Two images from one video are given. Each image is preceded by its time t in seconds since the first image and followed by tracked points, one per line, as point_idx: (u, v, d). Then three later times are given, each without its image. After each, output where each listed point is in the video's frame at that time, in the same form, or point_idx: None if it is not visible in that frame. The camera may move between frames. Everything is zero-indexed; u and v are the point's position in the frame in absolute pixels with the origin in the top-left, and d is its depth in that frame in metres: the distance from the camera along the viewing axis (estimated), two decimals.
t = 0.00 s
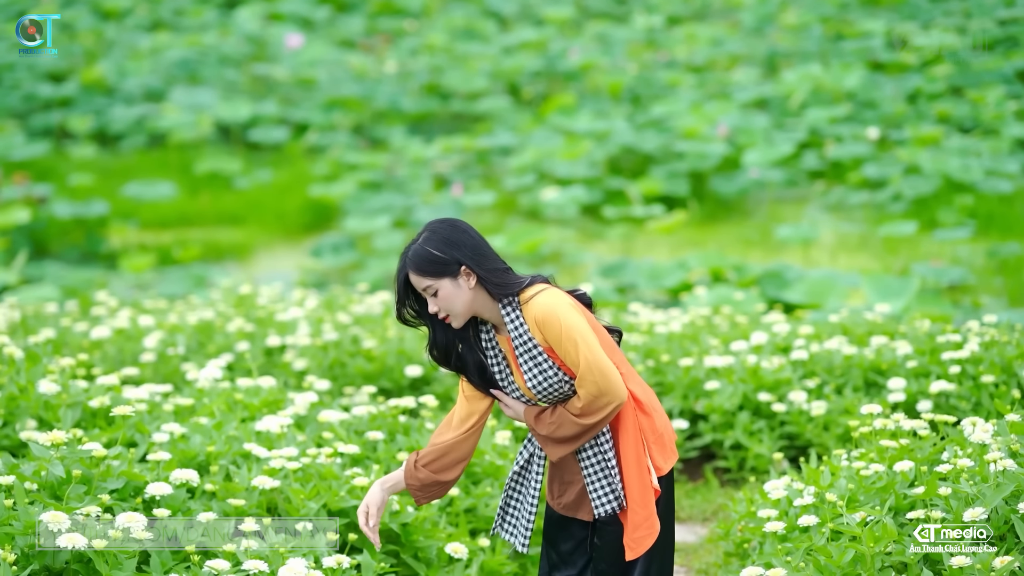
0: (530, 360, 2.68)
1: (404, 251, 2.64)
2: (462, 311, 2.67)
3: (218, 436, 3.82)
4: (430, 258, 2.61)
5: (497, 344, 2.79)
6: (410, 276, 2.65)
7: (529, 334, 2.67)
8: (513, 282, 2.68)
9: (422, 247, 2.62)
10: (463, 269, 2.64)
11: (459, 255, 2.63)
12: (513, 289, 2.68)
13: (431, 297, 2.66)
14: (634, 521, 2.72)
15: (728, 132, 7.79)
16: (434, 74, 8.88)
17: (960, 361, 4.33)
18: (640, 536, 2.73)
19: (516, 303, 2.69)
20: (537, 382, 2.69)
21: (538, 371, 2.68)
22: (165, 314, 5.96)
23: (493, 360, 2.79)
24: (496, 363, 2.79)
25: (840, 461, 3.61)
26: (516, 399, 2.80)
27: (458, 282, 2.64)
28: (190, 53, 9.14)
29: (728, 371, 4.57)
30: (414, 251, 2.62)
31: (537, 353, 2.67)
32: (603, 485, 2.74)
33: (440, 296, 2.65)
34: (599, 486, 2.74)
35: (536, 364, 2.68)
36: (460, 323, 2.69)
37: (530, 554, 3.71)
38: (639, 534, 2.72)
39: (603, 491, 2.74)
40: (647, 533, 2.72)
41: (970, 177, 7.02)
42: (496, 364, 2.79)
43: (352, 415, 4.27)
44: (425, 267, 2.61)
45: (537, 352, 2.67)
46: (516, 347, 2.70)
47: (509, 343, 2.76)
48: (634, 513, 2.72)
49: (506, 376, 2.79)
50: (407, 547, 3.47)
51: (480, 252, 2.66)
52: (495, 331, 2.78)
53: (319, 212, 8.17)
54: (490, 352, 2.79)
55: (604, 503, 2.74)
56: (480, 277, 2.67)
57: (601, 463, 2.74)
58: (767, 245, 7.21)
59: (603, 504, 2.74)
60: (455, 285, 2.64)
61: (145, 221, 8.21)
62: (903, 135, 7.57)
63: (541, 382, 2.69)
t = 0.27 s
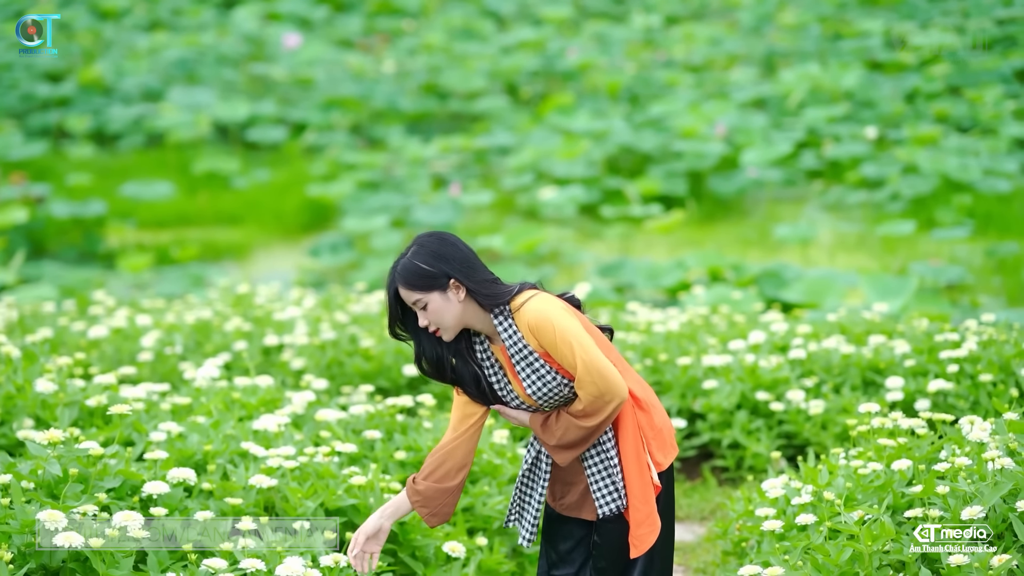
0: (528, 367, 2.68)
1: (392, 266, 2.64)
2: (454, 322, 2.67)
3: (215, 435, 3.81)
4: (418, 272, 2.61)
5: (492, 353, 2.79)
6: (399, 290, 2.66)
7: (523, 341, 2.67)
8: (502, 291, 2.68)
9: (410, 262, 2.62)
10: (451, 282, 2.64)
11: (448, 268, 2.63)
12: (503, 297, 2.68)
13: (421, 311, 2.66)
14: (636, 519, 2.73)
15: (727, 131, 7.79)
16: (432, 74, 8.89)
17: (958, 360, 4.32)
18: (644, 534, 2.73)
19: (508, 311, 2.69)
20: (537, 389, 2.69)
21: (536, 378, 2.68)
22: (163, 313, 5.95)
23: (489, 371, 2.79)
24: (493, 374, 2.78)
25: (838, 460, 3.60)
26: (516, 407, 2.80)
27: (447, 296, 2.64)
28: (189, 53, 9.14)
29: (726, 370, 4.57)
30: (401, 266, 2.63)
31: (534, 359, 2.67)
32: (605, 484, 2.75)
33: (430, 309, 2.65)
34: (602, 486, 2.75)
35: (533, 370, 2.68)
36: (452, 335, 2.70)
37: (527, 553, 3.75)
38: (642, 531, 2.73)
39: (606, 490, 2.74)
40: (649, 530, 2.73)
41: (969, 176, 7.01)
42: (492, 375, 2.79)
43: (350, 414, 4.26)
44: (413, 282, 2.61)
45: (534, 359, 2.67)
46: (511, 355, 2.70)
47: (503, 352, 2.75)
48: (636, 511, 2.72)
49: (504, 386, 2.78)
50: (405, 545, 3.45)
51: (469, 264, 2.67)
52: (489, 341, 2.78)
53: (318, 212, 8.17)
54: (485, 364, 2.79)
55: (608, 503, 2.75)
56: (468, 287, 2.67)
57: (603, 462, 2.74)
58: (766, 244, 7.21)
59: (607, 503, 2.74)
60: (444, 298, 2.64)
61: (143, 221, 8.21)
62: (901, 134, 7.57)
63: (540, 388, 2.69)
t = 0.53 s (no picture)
0: (528, 372, 2.68)
1: (386, 277, 2.63)
2: (451, 330, 2.67)
3: (216, 433, 3.81)
4: (413, 282, 2.60)
5: (490, 360, 2.78)
6: (395, 300, 2.66)
7: (522, 347, 2.67)
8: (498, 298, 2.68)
9: (404, 272, 2.62)
10: (447, 291, 2.64)
11: (443, 277, 2.63)
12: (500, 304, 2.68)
13: (417, 321, 2.66)
14: (638, 517, 2.72)
15: (728, 131, 7.79)
16: (433, 73, 8.89)
17: (959, 359, 4.32)
18: (646, 531, 2.73)
19: (505, 318, 2.69)
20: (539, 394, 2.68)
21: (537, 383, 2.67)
22: (164, 312, 5.96)
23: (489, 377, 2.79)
24: (493, 381, 2.80)
25: (839, 459, 3.59)
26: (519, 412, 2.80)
27: (443, 305, 2.64)
28: (190, 53, 9.14)
29: (727, 369, 4.57)
30: (396, 277, 2.62)
31: (534, 365, 2.67)
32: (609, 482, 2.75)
33: (426, 319, 2.65)
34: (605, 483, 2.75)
35: (533, 375, 2.68)
36: (450, 343, 2.69)
37: (529, 551, 3.76)
38: (645, 529, 2.72)
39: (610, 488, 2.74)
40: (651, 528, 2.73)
41: (970, 176, 7.00)
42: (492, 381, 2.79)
43: (351, 413, 4.26)
44: (408, 292, 2.61)
45: (534, 364, 2.67)
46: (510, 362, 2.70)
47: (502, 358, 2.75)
48: (638, 508, 2.72)
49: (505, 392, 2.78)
50: (406, 543, 3.42)
51: (463, 272, 2.67)
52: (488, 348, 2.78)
53: (319, 211, 8.17)
54: (485, 370, 2.79)
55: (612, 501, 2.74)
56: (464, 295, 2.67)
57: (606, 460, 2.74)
58: (767, 244, 7.21)
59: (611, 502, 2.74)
60: (440, 307, 2.64)
61: (144, 220, 8.22)
62: (902, 134, 7.56)
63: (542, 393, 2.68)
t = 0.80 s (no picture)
0: (530, 375, 2.67)
1: (385, 285, 2.63)
2: (452, 336, 2.67)
3: (219, 431, 3.80)
4: (411, 289, 2.60)
5: (492, 364, 2.78)
6: (395, 308, 2.65)
7: (524, 350, 2.67)
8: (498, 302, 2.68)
9: (402, 280, 2.61)
10: (446, 297, 2.63)
11: (441, 284, 2.62)
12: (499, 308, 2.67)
13: (418, 328, 2.65)
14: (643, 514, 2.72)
15: (732, 131, 7.79)
16: (436, 72, 8.90)
17: (963, 358, 4.32)
18: (650, 529, 2.72)
19: (506, 322, 2.68)
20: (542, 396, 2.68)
21: (540, 386, 2.67)
22: (168, 310, 5.97)
23: (491, 382, 2.78)
24: (495, 384, 2.78)
25: (843, 457, 3.59)
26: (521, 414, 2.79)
27: (442, 311, 2.63)
28: (193, 52, 9.15)
29: (731, 368, 4.55)
30: (395, 285, 2.61)
31: (536, 367, 2.66)
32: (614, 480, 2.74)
33: (426, 326, 2.64)
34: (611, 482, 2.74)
35: (536, 378, 2.67)
36: (451, 350, 2.68)
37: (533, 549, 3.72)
38: (649, 526, 2.72)
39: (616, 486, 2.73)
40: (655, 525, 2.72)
41: (974, 176, 6.99)
42: (494, 385, 2.78)
43: (354, 411, 4.26)
44: (407, 300, 2.60)
45: (536, 367, 2.66)
46: (512, 365, 2.69)
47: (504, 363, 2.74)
48: (643, 506, 2.71)
49: (507, 396, 2.78)
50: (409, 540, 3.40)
51: (462, 277, 2.66)
52: (489, 352, 2.77)
53: (322, 211, 8.17)
54: (487, 375, 2.78)
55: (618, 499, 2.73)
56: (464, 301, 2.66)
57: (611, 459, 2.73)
58: (770, 243, 7.20)
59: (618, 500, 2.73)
60: (439, 313, 2.63)
61: (148, 219, 8.23)
62: (906, 134, 7.55)
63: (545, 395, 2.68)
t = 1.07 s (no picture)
0: (535, 378, 2.67)
1: (386, 293, 2.63)
2: (455, 341, 2.67)
3: (224, 429, 3.81)
4: (412, 296, 2.60)
5: (495, 368, 2.78)
6: (396, 315, 2.65)
7: (528, 352, 2.67)
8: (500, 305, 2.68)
9: (403, 287, 2.61)
10: (447, 302, 2.63)
11: (442, 289, 2.62)
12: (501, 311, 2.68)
13: (420, 334, 2.65)
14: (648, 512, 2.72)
15: (737, 130, 7.79)
16: (442, 72, 8.91)
17: (969, 357, 4.31)
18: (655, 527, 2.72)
19: (508, 324, 2.68)
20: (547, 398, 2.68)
21: (545, 388, 2.67)
22: (173, 309, 5.98)
23: (495, 385, 2.78)
24: (499, 388, 2.78)
25: (849, 456, 3.58)
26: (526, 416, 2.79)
27: (443, 317, 2.63)
28: (199, 52, 9.17)
29: (736, 367, 4.55)
30: (395, 292, 2.61)
31: (540, 370, 2.67)
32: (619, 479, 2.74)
33: (428, 332, 2.64)
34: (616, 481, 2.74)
35: (541, 380, 2.67)
36: (454, 355, 2.69)
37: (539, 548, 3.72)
38: (654, 525, 2.72)
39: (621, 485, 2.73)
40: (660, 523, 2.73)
41: (980, 175, 6.96)
42: (498, 388, 2.78)
43: (360, 410, 4.26)
44: (408, 307, 2.60)
45: (540, 369, 2.67)
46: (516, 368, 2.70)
47: (507, 366, 2.75)
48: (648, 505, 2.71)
49: (512, 399, 2.78)
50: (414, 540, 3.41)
51: (463, 281, 2.66)
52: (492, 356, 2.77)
53: (327, 210, 8.17)
54: (491, 379, 2.78)
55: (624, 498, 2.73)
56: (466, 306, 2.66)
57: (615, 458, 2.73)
58: (776, 243, 7.19)
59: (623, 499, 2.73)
60: (441, 319, 2.63)
61: (154, 219, 8.25)
62: (912, 133, 7.54)
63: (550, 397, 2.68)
